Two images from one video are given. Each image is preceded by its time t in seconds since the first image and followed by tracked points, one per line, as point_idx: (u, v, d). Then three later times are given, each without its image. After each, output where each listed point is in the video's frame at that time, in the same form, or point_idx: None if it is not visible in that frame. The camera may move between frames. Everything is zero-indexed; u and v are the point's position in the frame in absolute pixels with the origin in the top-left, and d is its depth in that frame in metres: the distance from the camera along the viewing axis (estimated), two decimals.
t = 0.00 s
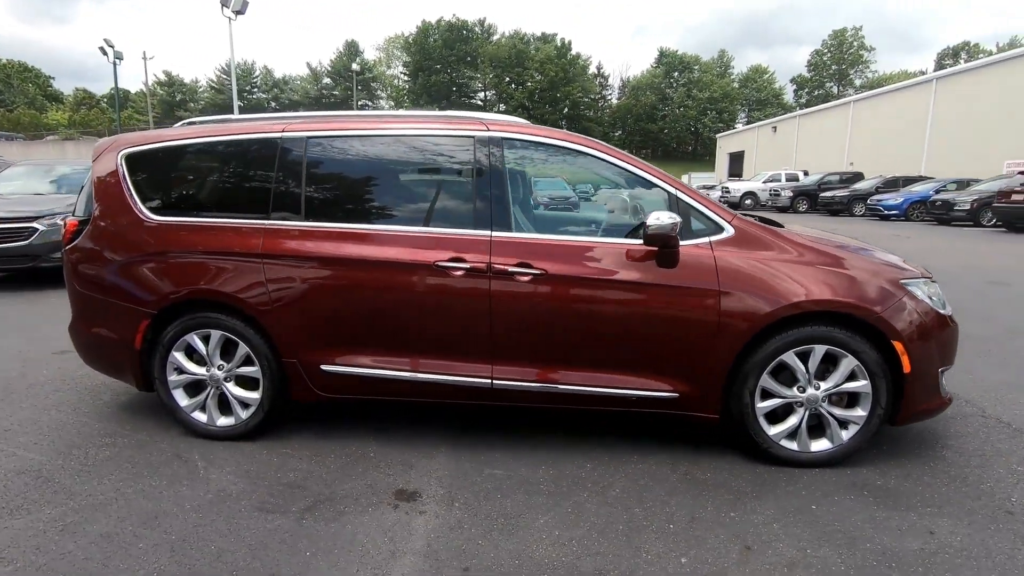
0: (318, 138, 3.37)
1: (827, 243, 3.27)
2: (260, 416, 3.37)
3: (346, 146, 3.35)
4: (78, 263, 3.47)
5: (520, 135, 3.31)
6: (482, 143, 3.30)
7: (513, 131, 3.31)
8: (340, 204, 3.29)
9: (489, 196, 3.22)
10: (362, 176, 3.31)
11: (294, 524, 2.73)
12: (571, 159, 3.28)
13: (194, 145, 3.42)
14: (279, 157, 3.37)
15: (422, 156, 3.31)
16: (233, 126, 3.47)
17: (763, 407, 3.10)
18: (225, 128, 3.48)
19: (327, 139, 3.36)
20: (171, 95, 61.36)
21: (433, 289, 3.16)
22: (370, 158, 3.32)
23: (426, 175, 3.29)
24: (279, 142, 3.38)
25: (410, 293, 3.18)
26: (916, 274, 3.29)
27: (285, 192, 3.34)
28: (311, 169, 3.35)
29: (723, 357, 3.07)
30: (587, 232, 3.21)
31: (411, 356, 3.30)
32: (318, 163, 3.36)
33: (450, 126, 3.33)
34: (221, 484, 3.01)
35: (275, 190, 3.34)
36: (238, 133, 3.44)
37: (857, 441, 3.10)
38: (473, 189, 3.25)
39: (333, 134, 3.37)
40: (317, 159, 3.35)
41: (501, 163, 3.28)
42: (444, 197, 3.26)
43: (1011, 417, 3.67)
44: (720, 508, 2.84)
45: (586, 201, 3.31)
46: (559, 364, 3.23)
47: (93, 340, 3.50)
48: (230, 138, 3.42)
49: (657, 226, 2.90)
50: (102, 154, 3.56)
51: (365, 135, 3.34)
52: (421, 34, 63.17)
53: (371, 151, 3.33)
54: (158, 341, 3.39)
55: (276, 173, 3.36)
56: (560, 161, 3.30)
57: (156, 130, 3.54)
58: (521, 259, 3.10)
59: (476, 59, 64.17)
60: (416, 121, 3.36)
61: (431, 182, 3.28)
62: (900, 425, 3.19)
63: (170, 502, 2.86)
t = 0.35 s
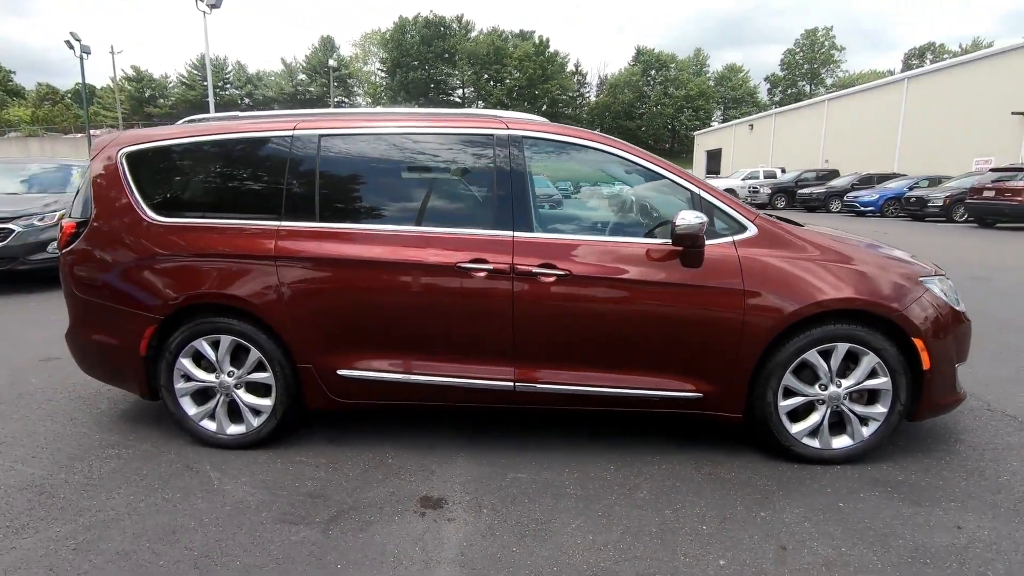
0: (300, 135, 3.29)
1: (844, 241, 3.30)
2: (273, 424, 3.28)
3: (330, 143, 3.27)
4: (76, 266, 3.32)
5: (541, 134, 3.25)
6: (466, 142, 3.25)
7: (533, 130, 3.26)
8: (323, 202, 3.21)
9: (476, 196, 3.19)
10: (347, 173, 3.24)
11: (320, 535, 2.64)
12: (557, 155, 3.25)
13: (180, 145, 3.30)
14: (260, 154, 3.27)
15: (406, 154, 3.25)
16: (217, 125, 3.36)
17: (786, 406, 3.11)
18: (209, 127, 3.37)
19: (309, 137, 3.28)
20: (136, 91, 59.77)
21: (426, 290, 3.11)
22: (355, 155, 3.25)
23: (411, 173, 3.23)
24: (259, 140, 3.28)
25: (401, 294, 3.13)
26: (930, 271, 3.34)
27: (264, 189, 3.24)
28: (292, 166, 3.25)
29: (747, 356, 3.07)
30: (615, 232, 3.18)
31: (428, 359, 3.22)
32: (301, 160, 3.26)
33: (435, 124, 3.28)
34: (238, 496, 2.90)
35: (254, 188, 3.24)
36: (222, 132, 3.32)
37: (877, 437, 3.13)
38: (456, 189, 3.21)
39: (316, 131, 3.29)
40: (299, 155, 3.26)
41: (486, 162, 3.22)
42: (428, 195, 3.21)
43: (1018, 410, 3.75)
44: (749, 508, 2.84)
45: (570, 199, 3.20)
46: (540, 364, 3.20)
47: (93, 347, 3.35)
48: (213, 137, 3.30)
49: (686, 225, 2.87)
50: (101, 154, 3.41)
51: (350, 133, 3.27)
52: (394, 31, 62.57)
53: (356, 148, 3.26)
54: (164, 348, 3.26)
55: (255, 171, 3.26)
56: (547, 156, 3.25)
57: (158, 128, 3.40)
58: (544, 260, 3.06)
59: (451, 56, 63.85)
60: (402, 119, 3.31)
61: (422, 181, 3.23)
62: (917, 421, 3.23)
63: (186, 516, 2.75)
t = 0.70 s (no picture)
0: (276, 132, 3.22)
1: (851, 239, 3.36)
2: (282, 428, 3.20)
3: (308, 140, 3.21)
4: (71, 267, 3.18)
5: (557, 132, 3.24)
6: (445, 140, 3.23)
7: (547, 128, 3.25)
8: (299, 199, 3.14)
9: (457, 194, 3.16)
10: (324, 170, 3.18)
11: (343, 541, 2.59)
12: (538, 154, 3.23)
13: (162, 144, 3.20)
14: (236, 151, 3.19)
15: (385, 152, 3.21)
16: (197, 124, 3.27)
17: (798, 401, 3.16)
18: (189, 126, 3.28)
19: (286, 133, 3.22)
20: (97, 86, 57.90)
21: (418, 288, 3.05)
22: (333, 151, 3.20)
23: (389, 170, 3.19)
24: (235, 138, 3.20)
25: (391, 293, 3.06)
26: (932, 268, 3.42)
27: (238, 186, 3.16)
28: (268, 163, 3.18)
29: (761, 354, 3.11)
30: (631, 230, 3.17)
31: (441, 360, 3.17)
32: (278, 156, 3.19)
33: (416, 122, 3.25)
34: (252, 504, 2.82)
35: (230, 186, 3.16)
36: (205, 130, 3.23)
37: (885, 431, 3.20)
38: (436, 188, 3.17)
39: (294, 129, 3.23)
40: (275, 151, 3.19)
41: (465, 160, 3.20)
42: (407, 193, 3.16)
43: (1009, 400, 3.88)
44: (768, 503, 2.87)
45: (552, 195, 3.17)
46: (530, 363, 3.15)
47: (90, 351, 3.22)
48: (194, 136, 3.21)
49: (705, 224, 2.90)
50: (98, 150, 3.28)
51: (330, 131, 3.23)
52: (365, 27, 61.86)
53: (335, 145, 3.21)
54: (167, 352, 3.15)
55: (231, 169, 3.18)
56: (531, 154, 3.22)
57: (156, 125, 3.29)
58: (562, 259, 3.04)
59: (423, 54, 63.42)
60: (384, 117, 3.28)
61: (407, 180, 3.18)
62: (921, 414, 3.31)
63: (201, 525, 2.66)
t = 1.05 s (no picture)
0: (259, 130, 3.15)
1: (858, 240, 3.45)
2: (298, 432, 3.14)
3: (291, 138, 3.15)
4: (75, 269, 3.06)
5: (577, 134, 3.25)
6: (424, 139, 3.20)
7: (567, 130, 3.25)
8: (281, 198, 3.09)
9: (439, 194, 3.13)
10: (306, 168, 3.12)
11: (375, 546, 2.56)
12: (520, 155, 3.21)
13: (144, 146, 3.12)
14: (218, 150, 3.12)
15: (365, 150, 3.16)
16: (175, 124, 3.19)
17: (810, 398, 3.24)
18: (166, 126, 3.19)
19: (269, 130, 3.15)
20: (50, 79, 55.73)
21: (406, 288, 3.03)
22: (317, 148, 3.14)
23: (370, 167, 3.15)
24: (217, 136, 3.13)
25: (382, 293, 3.03)
26: (933, 267, 3.55)
27: (219, 185, 3.10)
28: (249, 161, 3.11)
29: (776, 352, 3.18)
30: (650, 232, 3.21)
31: (458, 362, 3.15)
32: (261, 155, 3.13)
33: (398, 121, 3.21)
34: (275, 511, 2.76)
35: (212, 186, 3.09)
36: (188, 130, 3.15)
37: (891, 426, 3.31)
38: (416, 186, 3.13)
39: (277, 126, 3.16)
40: (257, 150, 3.12)
41: (447, 160, 3.17)
42: (390, 192, 3.12)
43: (998, 395, 4.05)
44: (787, 498, 2.94)
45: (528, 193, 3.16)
46: (503, 362, 3.16)
47: (94, 355, 3.09)
48: (176, 137, 3.13)
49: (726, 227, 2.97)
50: (103, 148, 3.17)
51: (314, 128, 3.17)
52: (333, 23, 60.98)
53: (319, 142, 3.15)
54: (179, 356, 3.06)
55: (214, 168, 3.11)
56: (511, 156, 3.20)
57: (161, 123, 3.22)
58: (584, 260, 3.05)
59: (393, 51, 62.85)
60: (369, 116, 3.24)
61: (388, 177, 3.15)
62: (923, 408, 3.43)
63: (225, 534, 2.60)
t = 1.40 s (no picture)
0: (237, 130, 3.07)
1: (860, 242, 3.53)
2: (310, 439, 3.08)
3: (272, 138, 3.07)
4: (75, 273, 2.94)
5: (592, 137, 3.25)
6: (401, 139, 3.14)
7: (583, 133, 3.25)
8: (266, 199, 3.02)
9: (421, 195, 3.08)
10: (287, 169, 3.05)
11: (401, 554, 2.52)
12: (500, 156, 3.18)
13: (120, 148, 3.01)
14: (199, 151, 3.02)
15: (345, 150, 3.09)
16: (150, 126, 3.08)
17: (817, 397, 3.32)
18: (140, 128, 3.08)
19: (249, 131, 3.06)
20: None
21: (388, 291, 2.97)
22: (300, 148, 3.07)
23: (351, 168, 3.08)
24: (199, 136, 3.04)
25: (362, 296, 2.96)
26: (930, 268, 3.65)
27: (200, 186, 3.00)
28: (228, 162, 3.03)
29: (786, 353, 3.24)
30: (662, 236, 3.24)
31: (473, 366, 3.12)
32: (244, 156, 3.05)
33: (379, 122, 3.16)
34: (294, 521, 2.70)
35: (194, 188, 3.00)
36: (166, 132, 3.05)
37: (892, 422, 3.40)
38: (397, 187, 3.08)
39: (258, 127, 3.09)
40: (240, 151, 3.04)
41: (429, 161, 3.13)
42: (372, 192, 3.06)
43: (985, 390, 4.21)
44: (800, 495, 3.00)
45: (507, 193, 3.14)
46: (480, 363, 3.13)
47: (96, 364, 2.98)
48: (154, 139, 3.02)
49: (741, 230, 3.02)
50: (105, 146, 3.04)
51: (295, 128, 3.09)
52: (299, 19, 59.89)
53: (302, 142, 3.08)
54: (187, 363, 2.96)
55: (195, 170, 3.01)
56: (490, 157, 3.18)
57: (165, 122, 3.11)
58: (601, 263, 3.06)
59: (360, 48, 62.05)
60: (349, 117, 3.18)
61: (367, 175, 3.08)
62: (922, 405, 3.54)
63: (245, 545, 2.53)
